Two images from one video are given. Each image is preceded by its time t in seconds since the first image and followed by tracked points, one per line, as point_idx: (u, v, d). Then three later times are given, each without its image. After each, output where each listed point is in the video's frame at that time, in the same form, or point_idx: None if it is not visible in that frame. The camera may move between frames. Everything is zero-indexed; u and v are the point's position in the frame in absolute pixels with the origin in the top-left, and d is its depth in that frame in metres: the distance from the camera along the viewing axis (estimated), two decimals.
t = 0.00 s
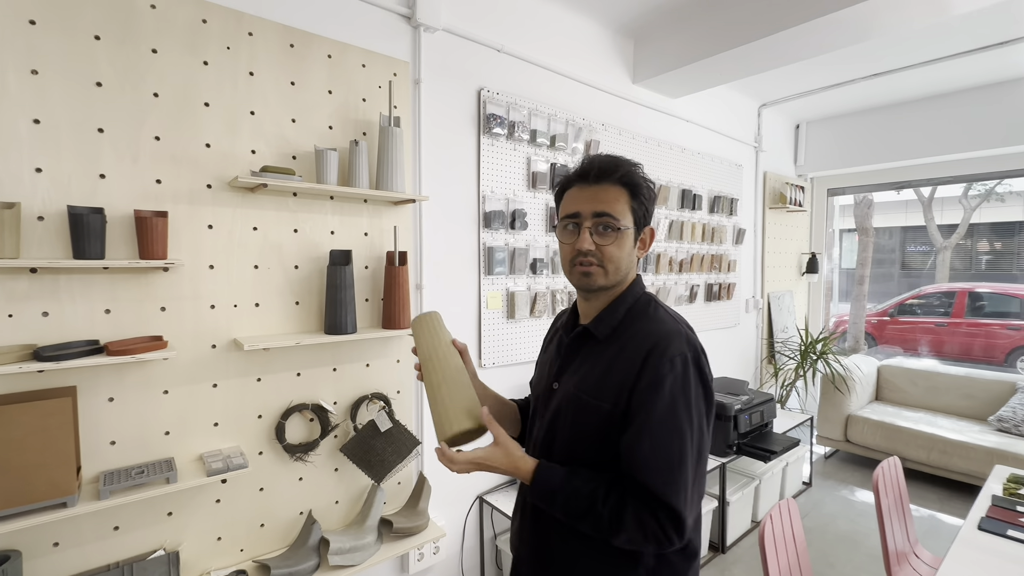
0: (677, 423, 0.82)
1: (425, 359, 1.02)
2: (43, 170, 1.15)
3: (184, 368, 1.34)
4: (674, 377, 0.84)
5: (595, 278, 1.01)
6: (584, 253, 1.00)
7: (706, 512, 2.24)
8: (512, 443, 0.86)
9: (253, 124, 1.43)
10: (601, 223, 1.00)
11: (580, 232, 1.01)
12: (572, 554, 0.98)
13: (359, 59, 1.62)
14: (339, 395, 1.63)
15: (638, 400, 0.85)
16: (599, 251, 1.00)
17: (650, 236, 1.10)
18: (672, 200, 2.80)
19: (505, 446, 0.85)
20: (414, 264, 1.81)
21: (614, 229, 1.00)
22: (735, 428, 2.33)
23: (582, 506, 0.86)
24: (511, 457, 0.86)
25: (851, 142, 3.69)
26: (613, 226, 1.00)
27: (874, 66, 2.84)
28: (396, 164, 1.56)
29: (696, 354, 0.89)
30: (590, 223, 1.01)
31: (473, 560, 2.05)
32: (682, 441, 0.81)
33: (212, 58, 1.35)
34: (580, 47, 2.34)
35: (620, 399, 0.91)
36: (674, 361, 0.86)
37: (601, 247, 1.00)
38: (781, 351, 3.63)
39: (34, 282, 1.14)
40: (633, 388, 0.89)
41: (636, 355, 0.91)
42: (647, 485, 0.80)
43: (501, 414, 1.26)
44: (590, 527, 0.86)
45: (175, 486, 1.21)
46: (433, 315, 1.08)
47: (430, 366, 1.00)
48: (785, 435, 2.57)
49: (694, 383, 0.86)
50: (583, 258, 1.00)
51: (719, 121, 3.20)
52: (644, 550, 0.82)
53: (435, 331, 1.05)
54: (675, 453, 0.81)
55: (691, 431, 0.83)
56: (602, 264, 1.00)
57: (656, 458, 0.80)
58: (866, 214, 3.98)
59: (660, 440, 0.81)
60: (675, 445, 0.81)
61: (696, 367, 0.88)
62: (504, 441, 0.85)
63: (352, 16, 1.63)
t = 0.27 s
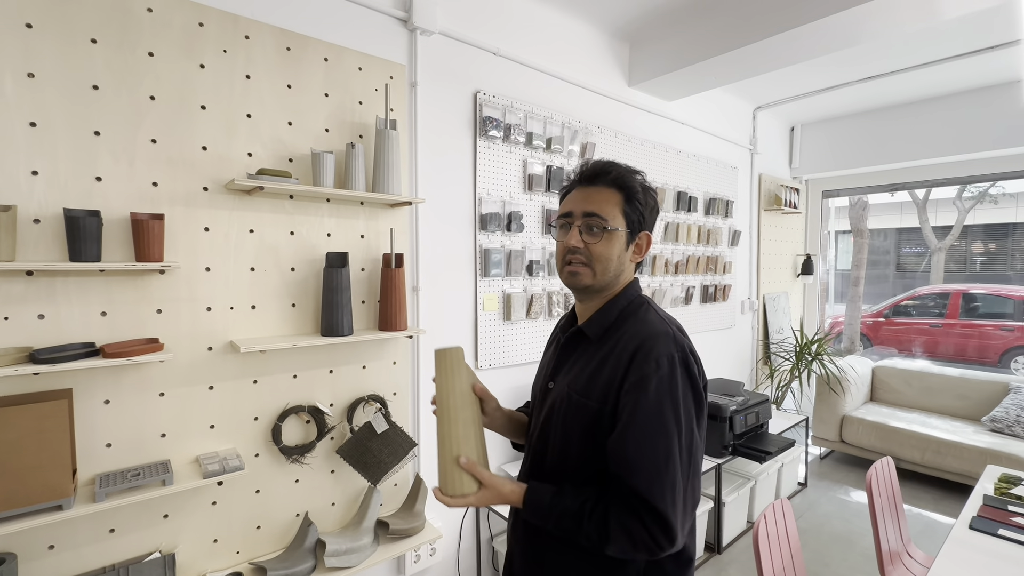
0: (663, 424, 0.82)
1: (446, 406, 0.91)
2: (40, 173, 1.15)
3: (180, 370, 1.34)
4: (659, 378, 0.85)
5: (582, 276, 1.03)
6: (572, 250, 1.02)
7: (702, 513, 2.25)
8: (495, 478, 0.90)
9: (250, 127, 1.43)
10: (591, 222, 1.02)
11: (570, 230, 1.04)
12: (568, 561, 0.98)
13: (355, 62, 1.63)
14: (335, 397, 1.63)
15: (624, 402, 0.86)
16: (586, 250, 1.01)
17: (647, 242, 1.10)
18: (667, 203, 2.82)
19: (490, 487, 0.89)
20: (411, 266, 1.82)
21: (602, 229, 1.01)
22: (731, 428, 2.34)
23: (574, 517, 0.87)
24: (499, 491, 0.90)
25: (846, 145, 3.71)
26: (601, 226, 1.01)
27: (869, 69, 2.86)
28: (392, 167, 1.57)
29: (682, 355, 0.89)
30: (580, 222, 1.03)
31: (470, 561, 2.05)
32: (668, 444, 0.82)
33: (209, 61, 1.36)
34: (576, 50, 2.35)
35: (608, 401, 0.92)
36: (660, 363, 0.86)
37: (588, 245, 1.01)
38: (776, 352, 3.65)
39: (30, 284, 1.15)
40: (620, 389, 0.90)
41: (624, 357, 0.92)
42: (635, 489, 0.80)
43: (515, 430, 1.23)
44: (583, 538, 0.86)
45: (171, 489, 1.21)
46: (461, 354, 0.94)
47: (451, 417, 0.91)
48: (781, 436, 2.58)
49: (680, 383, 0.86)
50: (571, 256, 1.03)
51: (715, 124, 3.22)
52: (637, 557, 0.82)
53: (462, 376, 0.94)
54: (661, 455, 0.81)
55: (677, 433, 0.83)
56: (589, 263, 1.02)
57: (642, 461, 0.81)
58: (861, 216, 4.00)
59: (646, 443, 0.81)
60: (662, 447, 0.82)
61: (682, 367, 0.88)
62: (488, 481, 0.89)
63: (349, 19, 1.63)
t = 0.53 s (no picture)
0: (669, 423, 0.83)
1: (462, 417, 0.95)
2: (37, 174, 1.15)
3: (177, 371, 1.34)
4: (663, 378, 0.86)
5: (575, 279, 1.03)
6: (565, 253, 1.03)
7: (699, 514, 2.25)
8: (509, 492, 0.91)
9: (247, 128, 1.43)
10: (583, 225, 1.02)
11: (562, 234, 1.04)
12: (582, 564, 0.99)
13: (353, 64, 1.63)
14: (333, 398, 1.63)
15: (628, 403, 0.86)
16: (578, 253, 1.02)
17: (642, 244, 1.09)
18: (664, 204, 2.83)
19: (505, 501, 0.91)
20: (408, 267, 1.82)
21: (594, 233, 1.02)
22: (727, 429, 2.35)
23: (589, 523, 0.87)
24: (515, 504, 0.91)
25: (841, 146, 3.73)
26: (592, 230, 1.02)
27: (864, 72, 2.88)
28: (389, 168, 1.57)
29: (682, 352, 0.90)
30: (572, 225, 1.03)
31: (468, 562, 2.05)
32: (675, 442, 0.83)
33: (206, 63, 1.36)
34: (573, 53, 2.36)
35: (610, 402, 0.93)
36: (664, 364, 0.87)
37: (580, 248, 1.02)
38: (773, 353, 3.66)
39: (26, 286, 1.14)
40: (623, 390, 0.91)
41: (625, 358, 0.93)
42: (647, 489, 0.81)
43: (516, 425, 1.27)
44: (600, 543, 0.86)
45: (168, 490, 1.21)
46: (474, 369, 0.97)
47: (469, 428, 0.95)
48: (777, 436, 2.59)
49: (683, 381, 0.87)
50: (564, 259, 1.03)
51: (711, 125, 3.24)
52: (655, 555, 0.83)
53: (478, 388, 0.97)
54: (669, 453, 0.82)
55: (683, 430, 0.84)
56: (581, 266, 1.02)
57: (652, 461, 0.81)
58: (857, 217, 4.02)
59: (653, 442, 0.82)
60: (670, 446, 0.83)
61: (683, 365, 0.90)
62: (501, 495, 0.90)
63: (346, 21, 1.64)
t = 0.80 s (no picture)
0: (671, 424, 0.84)
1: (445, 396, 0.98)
2: (35, 175, 1.15)
3: (175, 372, 1.34)
4: (666, 379, 0.86)
5: (570, 283, 1.06)
6: (556, 259, 1.06)
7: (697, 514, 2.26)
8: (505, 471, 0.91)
9: (246, 129, 1.43)
10: (572, 230, 1.04)
11: (554, 240, 1.07)
12: (577, 559, 0.99)
13: (352, 65, 1.63)
14: (331, 399, 1.63)
15: (631, 403, 0.86)
16: (570, 258, 1.04)
17: (639, 243, 1.08)
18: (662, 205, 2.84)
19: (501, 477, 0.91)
20: (407, 268, 1.83)
21: (583, 236, 1.03)
22: (725, 430, 2.35)
23: (585, 516, 0.88)
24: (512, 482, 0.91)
25: (838, 148, 3.75)
26: (581, 234, 1.03)
27: (861, 74, 2.89)
28: (388, 169, 1.58)
29: (686, 355, 0.91)
30: (562, 231, 1.05)
31: (466, 563, 2.05)
32: (676, 443, 0.83)
33: (205, 64, 1.36)
34: (571, 54, 2.37)
35: (614, 402, 0.93)
36: (667, 365, 0.88)
37: (570, 253, 1.04)
38: (770, 354, 3.67)
39: (25, 286, 1.14)
40: (627, 390, 0.91)
41: (629, 358, 0.93)
42: (646, 488, 0.82)
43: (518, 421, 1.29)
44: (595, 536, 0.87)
45: (166, 491, 1.21)
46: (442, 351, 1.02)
47: (454, 404, 0.97)
48: (775, 437, 2.60)
49: (686, 383, 0.88)
50: (557, 264, 1.06)
51: (709, 127, 3.25)
52: (650, 554, 0.84)
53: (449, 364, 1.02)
54: (670, 454, 0.83)
55: (685, 431, 0.85)
56: (573, 270, 1.04)
57: (653, 461, 0.82)
58: (854, 218, 4.04)
59: (655, 442, 0.83)
60: (671, 446, 0.83)
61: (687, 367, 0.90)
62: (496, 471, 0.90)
63: (345, 22, 1.64)
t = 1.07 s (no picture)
0: (665, 427, 0.84)
1: (422, 354, 1.04)
2: (34, 176, 1.15)
3: (174, 373, 1.34)
4: (662, 382, 0.86)
5: (568, 279, 1.07)
6: (556, 256, 1.07)
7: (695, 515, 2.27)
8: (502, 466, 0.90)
9: (245, 130, 1.44)
10: (572, 228, 1.05)
11: (554, 237, 1.08)
12: (567, 557, 1.00)
13: (351, 67, 1.64)
14: (330, 400, 1.63)
15: (626, 404, 0.87)
16: (569, 255, 1.05)
17: (640, 244, 1.08)
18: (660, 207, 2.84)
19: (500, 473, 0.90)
20: (406, 269, 1.83)
21: (582, 234, 1.04)
22: (723, 431, 2.37)
23: (576, 512, 0.88)
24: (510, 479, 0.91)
25: (836, 150, 3.77)
26: (581, 232, 1.04)
27: (858, 76, 2.91)
28: (387, 171, 1.58)
29: (683, 359, 0.91)
30: (563, 228, 1.07)
31: (464, 564, 2.06)
32: (669, 445, 0.83)
33: (205, 66, 1.36)
34: (570, 56, 2.38)
35: (610, 403, 0.93)
36: (662, 368, 0.88)
37: (570, 250, 1.05)
38: (768, 355, 3.68)
39: (23, 288, 1.14)
40: (623, 392, 0.92)
41: (626, 360, 0.94)
42: (637, 489, 0.82)
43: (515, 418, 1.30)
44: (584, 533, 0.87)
45: (165, 493, 1.21)
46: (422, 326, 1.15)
47: (427, 356, 1.02)
48: (772, 438, 2.61)
49: (681, 388, 0.88)
50: (557, 261, 1.07)
51: (707, 129, 3.26)
52: (637, 555, 0.84)
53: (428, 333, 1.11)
54: (663, 456, 0.83)
55: (678, 434, 0.85)
56: (572, 267, 1.05)
57: (645, 462, 0.82)
58: (851, 220, 4.05)
59: (649, 444, 0.83)
60: (664, 449, 0.83)
61: (683, 372, 0.90)
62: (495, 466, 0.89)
63: (344, 25, 1.65)
